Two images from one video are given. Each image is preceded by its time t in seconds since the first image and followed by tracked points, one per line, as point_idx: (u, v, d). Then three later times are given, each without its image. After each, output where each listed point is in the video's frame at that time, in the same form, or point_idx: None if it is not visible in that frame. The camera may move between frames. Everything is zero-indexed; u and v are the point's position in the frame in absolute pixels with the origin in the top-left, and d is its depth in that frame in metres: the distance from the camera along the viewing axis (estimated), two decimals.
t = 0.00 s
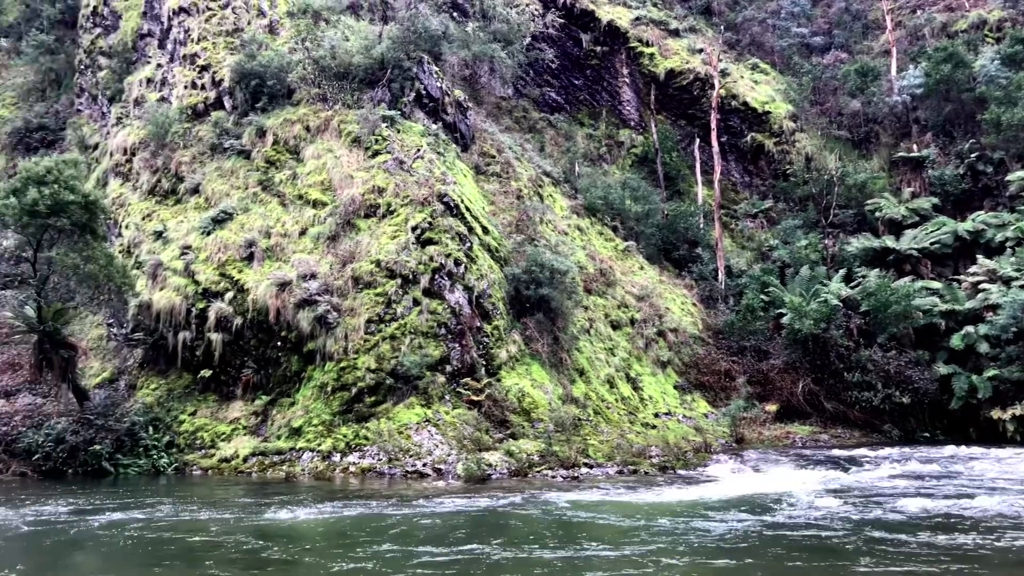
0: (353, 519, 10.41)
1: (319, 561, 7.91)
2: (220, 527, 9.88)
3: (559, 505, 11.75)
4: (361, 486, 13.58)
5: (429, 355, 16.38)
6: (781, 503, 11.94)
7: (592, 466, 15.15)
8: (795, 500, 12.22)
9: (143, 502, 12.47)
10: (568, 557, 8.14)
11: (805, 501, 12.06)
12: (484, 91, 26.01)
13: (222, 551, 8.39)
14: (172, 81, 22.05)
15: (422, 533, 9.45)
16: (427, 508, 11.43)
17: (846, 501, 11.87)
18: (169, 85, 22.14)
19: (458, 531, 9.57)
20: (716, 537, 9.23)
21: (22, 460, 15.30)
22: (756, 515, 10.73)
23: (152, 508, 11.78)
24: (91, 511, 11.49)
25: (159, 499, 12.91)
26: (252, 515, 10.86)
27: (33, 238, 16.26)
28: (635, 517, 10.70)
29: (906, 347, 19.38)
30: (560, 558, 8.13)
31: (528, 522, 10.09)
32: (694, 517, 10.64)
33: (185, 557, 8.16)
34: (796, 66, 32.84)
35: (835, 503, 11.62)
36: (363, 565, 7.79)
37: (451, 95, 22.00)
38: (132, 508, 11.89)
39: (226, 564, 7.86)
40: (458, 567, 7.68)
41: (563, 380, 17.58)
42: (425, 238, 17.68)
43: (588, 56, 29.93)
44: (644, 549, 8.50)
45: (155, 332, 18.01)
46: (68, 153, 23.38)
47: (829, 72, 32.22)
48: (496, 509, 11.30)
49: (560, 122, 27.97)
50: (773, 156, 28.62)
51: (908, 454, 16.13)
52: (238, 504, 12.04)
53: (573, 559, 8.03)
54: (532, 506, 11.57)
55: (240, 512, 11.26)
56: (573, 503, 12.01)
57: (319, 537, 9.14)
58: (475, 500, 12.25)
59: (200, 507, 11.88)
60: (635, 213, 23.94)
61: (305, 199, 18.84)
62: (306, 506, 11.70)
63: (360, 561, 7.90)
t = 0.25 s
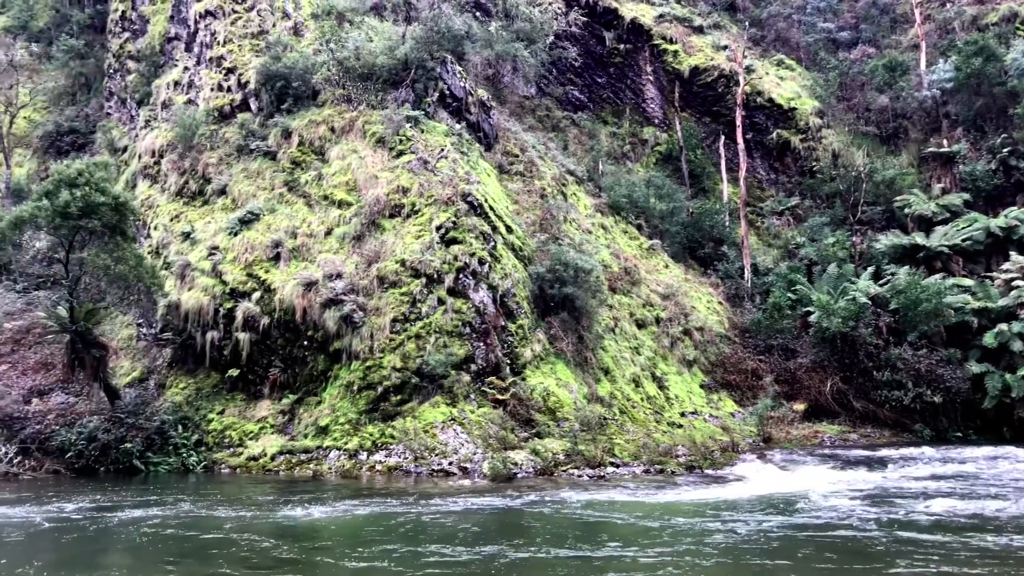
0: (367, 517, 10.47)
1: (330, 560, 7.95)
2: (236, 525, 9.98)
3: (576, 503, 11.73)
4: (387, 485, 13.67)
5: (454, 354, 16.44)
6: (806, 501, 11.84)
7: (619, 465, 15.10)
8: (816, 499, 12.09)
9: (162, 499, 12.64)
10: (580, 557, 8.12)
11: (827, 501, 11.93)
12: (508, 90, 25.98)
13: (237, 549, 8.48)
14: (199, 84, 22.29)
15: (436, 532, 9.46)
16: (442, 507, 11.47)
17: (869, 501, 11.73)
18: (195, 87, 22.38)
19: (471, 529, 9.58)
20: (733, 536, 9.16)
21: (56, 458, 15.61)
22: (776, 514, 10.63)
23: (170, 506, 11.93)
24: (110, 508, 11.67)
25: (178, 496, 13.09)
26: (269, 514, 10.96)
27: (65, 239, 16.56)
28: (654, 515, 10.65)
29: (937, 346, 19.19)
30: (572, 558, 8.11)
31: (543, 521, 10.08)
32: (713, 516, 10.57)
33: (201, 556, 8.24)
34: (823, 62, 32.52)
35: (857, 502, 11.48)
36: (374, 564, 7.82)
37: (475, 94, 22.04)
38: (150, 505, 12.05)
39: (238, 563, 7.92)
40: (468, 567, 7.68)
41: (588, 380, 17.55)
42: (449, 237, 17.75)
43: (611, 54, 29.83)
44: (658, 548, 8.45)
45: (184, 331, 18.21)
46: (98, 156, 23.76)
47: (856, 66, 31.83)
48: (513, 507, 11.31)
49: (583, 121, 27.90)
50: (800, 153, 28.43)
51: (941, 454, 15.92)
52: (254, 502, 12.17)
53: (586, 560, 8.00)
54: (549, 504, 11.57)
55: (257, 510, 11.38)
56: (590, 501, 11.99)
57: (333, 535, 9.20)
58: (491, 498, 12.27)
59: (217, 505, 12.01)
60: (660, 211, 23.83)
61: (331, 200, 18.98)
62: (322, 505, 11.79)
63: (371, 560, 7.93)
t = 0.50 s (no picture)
0: (383, 516, 10.51)
1: (344, 561, 7.97)
2: (253, 523, 10.05)
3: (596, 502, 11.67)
4: (415, 483, 13.75)
5: (481, 353, 16.47)
6: (832, 501, 11.72)
7: (647, 465, 15.02)
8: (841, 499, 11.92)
9: (182, 498, 12.78)
10: (595, 559, 8.06)
11: (852, 501, 11.77)
12: (532, 89, 25.91)
13: (253, 548, 8.53)
14: (227, 86, 22.53)
15: (452, 532, 9.45)
16: (460, 505, 11.49)
17: (897, 501, 11.56)
18: (223, 90, 22.62)
19: (487, 529, 9.56)
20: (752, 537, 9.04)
21: (90, 456, 15.89)
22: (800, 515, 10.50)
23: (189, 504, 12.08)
24: (130, 506, 11.83)
25: (199, 495, 13.22)
26: (286, 512, 11.05)
27: (99, 241, 16.85)
28: (676, 515, 10.56)
29: (971, 344, 18.90)
30: (587, 559, 8.05)
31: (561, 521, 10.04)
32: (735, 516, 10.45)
33: (217, 554, 8.31)
34: (852, 57, 32.16)
35: (883, 503, 11.30)
36: (387, 565, 7.83)
37: (500, 93, 22.06)
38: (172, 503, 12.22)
39: (253, 563, 7.97)
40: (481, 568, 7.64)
41: (615, 379, 17.49)
42: (475, 236, 17.79)
43: (637, 51, 29.70)
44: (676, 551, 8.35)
45: (213, 331, 18.42)
46: (129, 158, 24.13)
47: (886, 60, 31.39)
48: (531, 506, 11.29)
49: (608, 119, 27.80)
50: (828, 149, 28.15)
51: (976, 453, 15.69)
52: (273, 500, 12.27)
53: (601, 560, 7.95)
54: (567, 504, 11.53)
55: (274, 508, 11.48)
56: (609, 500, 11.92)
57: (348, 535, 9.23)
58: (508, 497, 12.26)
59: (236, 503, 12.13)
60: (686, 209, 23.70)
61: (357, 200, 19.10)
62: (339, 503, 11.85)
63: (385, 561, 7.93)
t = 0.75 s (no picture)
0: (393, 516, 10.50)
1: (351, 560, 7.94)
2: (261, 522, 10.07)
3: (611, 501, 11.58)
4: (437, 481, 13.79)
5: (501, 352, 16.47)
6: (851, 501, 11.57)
7: (669, 463, 14.95)
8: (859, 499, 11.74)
9: (196, 496, 12.87)
10: (603, 558, 7.94)
11: (870, 501, 11.59)
12: (552, 87, 25.86)
13: (259, 547, 8.54)
14: (249, 87, 22.70)
15: (462, 531, 9.40)
16: (470, 504, 11.47)
17: (920, 500, 11.39)
18: (245, 91, 22.81)
19: (497, 529, 9.49)
20: (766, 537, 8.88)
21: (116, 454, 16.10)
22: (818, 514, 10.36)
23: (200, 501, 12.17)
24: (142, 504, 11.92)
25: (216, 492, 13.31)
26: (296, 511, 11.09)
27: (124, 241, 17.08)
28: (693, 515, 10.45)
29: (999, 342, 18.69)
30: (598, 559, 7.96)
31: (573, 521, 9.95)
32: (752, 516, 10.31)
33: (224, 553, 8.32)
34: (875, 52, 31.83)
35: (906, 503, 11.14)
36: (392, 564, 7.78)
37: (519, 92, 22.05)
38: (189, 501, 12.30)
39: (258, 561, 7.96)
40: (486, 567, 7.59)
41: (636, 377, 17.45)
42: (495, 235, 17.85)
43: (656, 48, 29.67)
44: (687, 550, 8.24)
45: (236, 330, 18.56)
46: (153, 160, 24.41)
47: (910, 54, 31.06)
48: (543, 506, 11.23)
49: (629, 116, 27.71)
50: (851, 145, 27.95)
51: (1006, 452, 15.48)
52: (289, 499, 12.34)
53: (609, 560, 7.82)
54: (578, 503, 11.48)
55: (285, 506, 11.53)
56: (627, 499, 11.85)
57: (356, 534, 9.22)
58: (518, 496, 12.21)
59: (247, 502, 12.20)
60: (708, 206, 23.58)
61: (378, 199, 19.19)
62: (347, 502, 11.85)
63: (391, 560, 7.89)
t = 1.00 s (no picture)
0: (402, 516, 10.51)
1: (357, 561, 7.96)
2: (270, 522, 10.15)
3: (625, 501, 11.51)
4: (461, 480, 13.85)
5: (524, 351, 16.48)
6: (870, 501, 11.42)
7: (694, 463, 14.86)
8: (877, 499, 11.57)
9: (209, 496, 12.96)
10: (605, 560, 7.90)
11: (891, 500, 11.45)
12: (574, 85, 25.79)
13: (266, 549, 8.60)
14: (272, 89, 22.87)
15: (468, 532, 9.38)
16: (482, 504, 11.46)
17: (944, 501, 11.22)
18: (268, 92, 22.98)
19: (505, 530, 9.45)
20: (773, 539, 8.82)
21: (144, 453, 16.34)
22: (832, 515, 10.23)
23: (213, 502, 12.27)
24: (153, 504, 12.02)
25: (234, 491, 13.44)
26: (306, 511, 11.16)
27: (150, 242, 17.26)
28: (706, 516, 10.36)
29: None
30: (613, 561, 7.91)
31: (584, 522, 9.90)
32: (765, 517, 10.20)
33: (230, 555, 8.38)
34: (901, 46, 31.43)
35: (927, 504, 10.98)
36: (397, 565, 7.79)
37: (541, 90, 22.05)
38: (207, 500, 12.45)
39: (263, 562, 8.01)
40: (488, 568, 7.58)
41: (660, 377, 17.38)
42: (517, 234, 17.87)
43: (678, 46, 29.54)
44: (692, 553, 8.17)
45: (261, 331, 18.71)
46: (178, 162, 24.70)
47: (938, 49, 30.65)
48: (555, 506, 11.20)
49: (651, 114, 27.58)
50: (877, 142, 27.69)
51: None
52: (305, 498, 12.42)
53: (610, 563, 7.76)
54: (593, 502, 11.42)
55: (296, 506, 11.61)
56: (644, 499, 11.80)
57: (363, 535, 9.24)
58: (532, 496, 12.19)
59: (262, 501, 12.27)
60: (731, 204, 23.42)
61: (400, 199, 19.27)
62: (359, 502, 11.95)
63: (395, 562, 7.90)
